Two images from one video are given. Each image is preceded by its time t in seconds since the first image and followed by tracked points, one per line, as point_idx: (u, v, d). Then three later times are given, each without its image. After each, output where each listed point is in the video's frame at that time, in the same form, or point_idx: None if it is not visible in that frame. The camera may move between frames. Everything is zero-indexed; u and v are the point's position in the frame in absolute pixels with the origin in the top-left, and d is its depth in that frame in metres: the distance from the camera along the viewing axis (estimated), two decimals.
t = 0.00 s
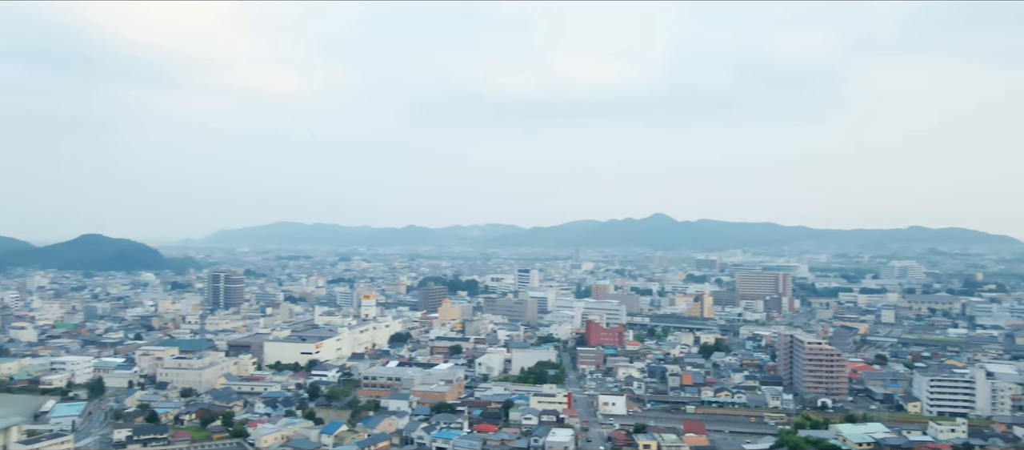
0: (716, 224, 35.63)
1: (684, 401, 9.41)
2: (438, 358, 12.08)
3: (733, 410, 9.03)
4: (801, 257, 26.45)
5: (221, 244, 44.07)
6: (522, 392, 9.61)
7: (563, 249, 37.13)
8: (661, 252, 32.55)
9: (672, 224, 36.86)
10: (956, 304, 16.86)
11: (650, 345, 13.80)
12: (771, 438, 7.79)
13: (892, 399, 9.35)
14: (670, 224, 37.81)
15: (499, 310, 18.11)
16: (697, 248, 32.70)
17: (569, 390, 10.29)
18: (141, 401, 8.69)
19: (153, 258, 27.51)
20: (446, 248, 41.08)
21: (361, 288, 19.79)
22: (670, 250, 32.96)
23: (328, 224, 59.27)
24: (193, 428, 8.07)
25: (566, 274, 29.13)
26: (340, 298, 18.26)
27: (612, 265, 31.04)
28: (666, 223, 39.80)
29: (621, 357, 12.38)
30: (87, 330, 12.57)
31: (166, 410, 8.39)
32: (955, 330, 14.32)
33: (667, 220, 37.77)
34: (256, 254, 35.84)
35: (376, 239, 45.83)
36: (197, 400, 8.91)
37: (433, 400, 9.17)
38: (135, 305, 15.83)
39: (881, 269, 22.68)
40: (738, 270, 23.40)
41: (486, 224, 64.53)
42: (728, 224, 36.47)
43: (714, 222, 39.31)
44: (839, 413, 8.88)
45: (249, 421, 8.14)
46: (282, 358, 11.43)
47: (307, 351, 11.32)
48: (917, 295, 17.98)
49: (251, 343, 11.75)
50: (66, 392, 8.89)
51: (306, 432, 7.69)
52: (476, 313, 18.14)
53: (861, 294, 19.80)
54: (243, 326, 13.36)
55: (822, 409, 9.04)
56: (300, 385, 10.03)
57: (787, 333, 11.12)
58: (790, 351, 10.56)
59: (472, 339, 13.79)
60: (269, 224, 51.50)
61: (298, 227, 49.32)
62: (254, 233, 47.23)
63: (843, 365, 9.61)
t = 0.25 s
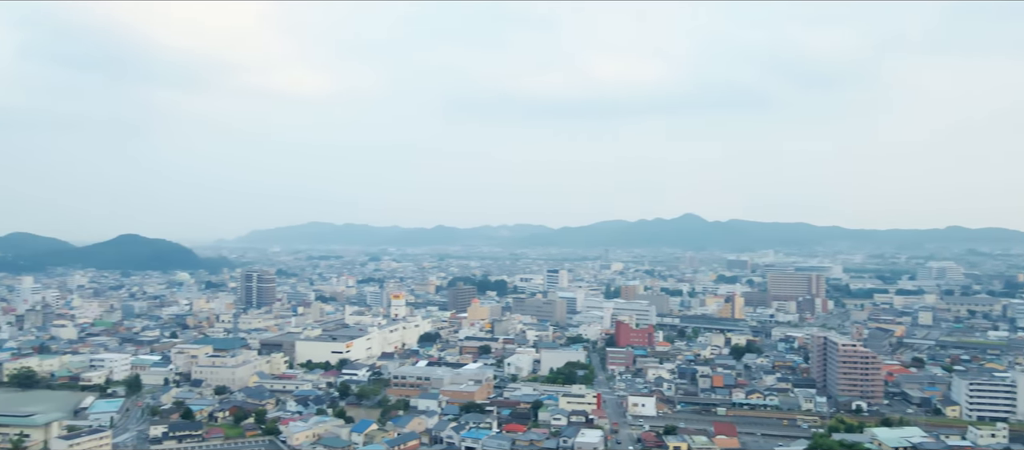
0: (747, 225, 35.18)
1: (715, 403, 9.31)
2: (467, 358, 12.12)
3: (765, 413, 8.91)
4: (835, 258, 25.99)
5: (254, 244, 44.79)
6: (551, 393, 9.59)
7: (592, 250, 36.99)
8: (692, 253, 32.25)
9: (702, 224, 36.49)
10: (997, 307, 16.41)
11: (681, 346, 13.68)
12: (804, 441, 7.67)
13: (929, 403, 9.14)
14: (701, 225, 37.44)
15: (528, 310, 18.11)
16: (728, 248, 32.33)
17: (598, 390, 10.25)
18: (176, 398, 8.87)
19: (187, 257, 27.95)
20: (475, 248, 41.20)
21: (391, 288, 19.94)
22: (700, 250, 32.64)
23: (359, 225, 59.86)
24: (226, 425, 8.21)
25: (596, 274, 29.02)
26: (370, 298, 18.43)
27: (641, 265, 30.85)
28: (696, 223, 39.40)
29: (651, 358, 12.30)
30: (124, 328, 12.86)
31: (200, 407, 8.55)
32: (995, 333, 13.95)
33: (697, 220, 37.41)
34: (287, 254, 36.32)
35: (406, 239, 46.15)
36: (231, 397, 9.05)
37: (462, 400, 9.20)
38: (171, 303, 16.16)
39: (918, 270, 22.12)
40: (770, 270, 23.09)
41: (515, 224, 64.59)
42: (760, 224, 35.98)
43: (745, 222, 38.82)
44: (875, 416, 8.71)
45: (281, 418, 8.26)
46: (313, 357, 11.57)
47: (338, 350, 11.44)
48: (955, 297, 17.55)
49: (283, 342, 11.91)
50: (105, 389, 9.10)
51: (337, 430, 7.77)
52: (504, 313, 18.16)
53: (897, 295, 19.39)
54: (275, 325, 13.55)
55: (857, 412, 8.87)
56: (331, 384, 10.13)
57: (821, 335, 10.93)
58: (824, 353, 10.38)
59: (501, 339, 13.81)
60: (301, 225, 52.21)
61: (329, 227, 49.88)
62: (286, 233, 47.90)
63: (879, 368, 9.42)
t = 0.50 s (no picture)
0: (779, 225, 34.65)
1: (746, 405, 9.19)
2: (496, 358, 12.13)
3: (798, 416, 8.77)
4: (869, 258, 25.49)
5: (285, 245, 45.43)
6: (579, 393, 9.56)
7: (621, 250, 36.81)
8: (722, 253, 31.91)
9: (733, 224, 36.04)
10: None
11: (711, 347, 13.54)
12: (837, 445, 7.53)
13: (968, 407, 8.92)
14: (731, 225, 36.99)
15: (557, 310, 18.08)
16: (760, 249, 31.90)
17: (627, 392, 10.19)
18: (209, 396, 9.02)
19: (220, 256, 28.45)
20: (503, 248, 41.26)
21: (421, 288, 20.07)
22: (731, 250, 32.27)
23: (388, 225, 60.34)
24: (258, 423, 8.32)
25: (624, 275, 28.87)
26: (399, 298, 18.56)
27: (671, 266, 30.61)
28: (727, 223, 38.95)
29: (681, 359, 12.19)
30: (160, 327, 13.13)
31: (233, 404, 8.69)
32: None
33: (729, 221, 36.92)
34: (318, 254, 36.74)
35: (435, 239, 46.39)
36: (262, 396, 9.18)
37: (490, 400, 9.21)
38: (204, 302, 16.45)
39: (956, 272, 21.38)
40: (803, 271, 22.72)
41: (544, 225, 64.54)
42: (792, 225, 35.43)
43: (777, 222, 38.23)
44: (911, 420, 8.51)
45: (312, 417, 8.35)
46: (343, 356, 11.68)
47: (367, 349, 11.53)
48: (995, 299, 17.08)
49: (313, 341, 12.04)
50: (141, 386, 9.29)
51: (367, 429, 7.83)
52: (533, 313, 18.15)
53: (934, 297, 18.94)
54: (305, 324, 13.72)
55: (893, 416, 8.69)
56: (361, 383, 10.22)
57: (855, 337, 10.73)
58: (858, 356, 10.19)
59: (529, 339, 13.80)
60: (332, 226, 52.82)
61: (359, 227, 50.36)
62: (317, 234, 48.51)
63: (915, 371, 9.21)
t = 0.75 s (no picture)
0: (811, 226, 34.09)
1: (777, 407, 9.07)
2: (523, 358, 12.13)
3: (830, 419, 8.63)
4: (904, 259, 24.97)
5: (315, 244, 45.92)
6: (607, 394, 9.52)
7: (649, 250, 36.54)
8: (751, 253, 31.53)
9: (764, 225, 35.56)
10: None
11: (740, 349, 13.38)
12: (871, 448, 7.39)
13: (1007, 412, 8.69)
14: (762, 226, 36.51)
15: (584, 311, 18.02)
16: (791, 249, 31.44)
17: (655, 393, 10.12)
18: (241, 393, 9.16)
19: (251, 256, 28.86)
20: (530, 248, 41.25)
21: (448, 288, 20.15)
22: (761, 251, 31.86)
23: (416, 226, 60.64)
24: (288, 421, 8.43)
25: (652, 275, 28.68)
26: (427, 298, 18.65)
27: (700, 266, 30.32)
28: (757, 223, 38.46)
29: (710, 360, 12.07)
30: (192, 325, 13.37)
31: (264, 402, 8.81)
32: None
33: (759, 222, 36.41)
34: (347, 254, 37.06)
35: (462, 240, 46.53)
36: (292, 394, 9.30)
37: (518, 400, 9.21)
38: (236, 301, 16.70)
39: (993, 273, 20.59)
40: (835, 272, 22.35)
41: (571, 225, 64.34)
42: (824, 225, 34.84)
43: (809, 223, 37.65)
44: (948, 424, 8.33)
45: (341, 415, 8.43)
46: (371, 355, 11.77)
47: (395, 348, 11.60)
48: None
49: (342, 341, 12.15)
50: (175, 383, 9.47)
51: (395, 428, 7.89)
52: (560, 313, 18.11)
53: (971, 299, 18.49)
54: (334, 323, 13.86)
55: (928, 419, 8.51)
56: (389, 382, 10.29)
57: (889, 339, 10.51)
58: (892, 358, 9.99)
59: (557, 340, 13.77)
60: (361, 226, 53.25)
61: (387, 227, 50.71)
62: (346, 234, 48.96)
63: (951, 374, 9.01)
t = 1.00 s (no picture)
0: (842, 226, 33.54)
1: (807, 409, 8.94)
2: (550, 359, 12.12)
3: (861, 422, 8.48)
4: (938, 259, 24.46)
5: (343, 244, 46.35)
6: (634, 395, 9.46)
7: (676, 251, 36.25)
8: (781, 254, 31.11)
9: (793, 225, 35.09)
10: None
11: (770, 350, 13.21)
12: None
13: None
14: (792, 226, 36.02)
15: (611, 311, 17.93)
16: (821, 250, 30.97)
17: (683, 394, 10.04)
18: (270, 392, 9.27)
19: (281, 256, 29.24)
20: (556, 248, 41.17)
21: (475, 288, 20.19)
22: (791, 251, 31.43)
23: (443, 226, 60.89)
24: (317, 419, 8.52)
25: (680, 275, 28.45)
26: (453, 298, 18.71)
27: (728, 266, 30.00)
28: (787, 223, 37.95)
29: (738, 362, 11.93)
30: (223, 324, 13.58)
31: (293, 401, 8.91)
32: None
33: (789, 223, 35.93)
34: (374, 254, 37.32)
35: (489, 240, 46.61)
36: (321, 392, 9.39)
37: (544, 400, 9.21)
38: (265, 301, 16.93)
39: None
40: (867, 273, 21.97)
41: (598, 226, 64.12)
42: (856, 225, 34.25)
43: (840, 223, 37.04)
44: (984, 429, 8.13)
45: (368, 414, 8.50)
46: (398, 354, 11.84)
47: (422, 348, 11.66)
48: None
49: (370, 340, 12.25)
50: (206, 381, 9.63)
51: (421, 427, 7.93)
52: (587, 314, 18.05)
53: (1009, 301, 18.04)
54: (362, 323, 13.97)
55: (964, 423, 8.32)
56: (416, 381, 10.35)
57: (923, 341, 10.30)
58: (926, 361, 9.79)
59: (583, 340, 13.73)
60: (388, 226, 53.60)
61: (414, 228, 50.99)
62: (374, 235, 49.34)
63: (988, 378, 8.80)
